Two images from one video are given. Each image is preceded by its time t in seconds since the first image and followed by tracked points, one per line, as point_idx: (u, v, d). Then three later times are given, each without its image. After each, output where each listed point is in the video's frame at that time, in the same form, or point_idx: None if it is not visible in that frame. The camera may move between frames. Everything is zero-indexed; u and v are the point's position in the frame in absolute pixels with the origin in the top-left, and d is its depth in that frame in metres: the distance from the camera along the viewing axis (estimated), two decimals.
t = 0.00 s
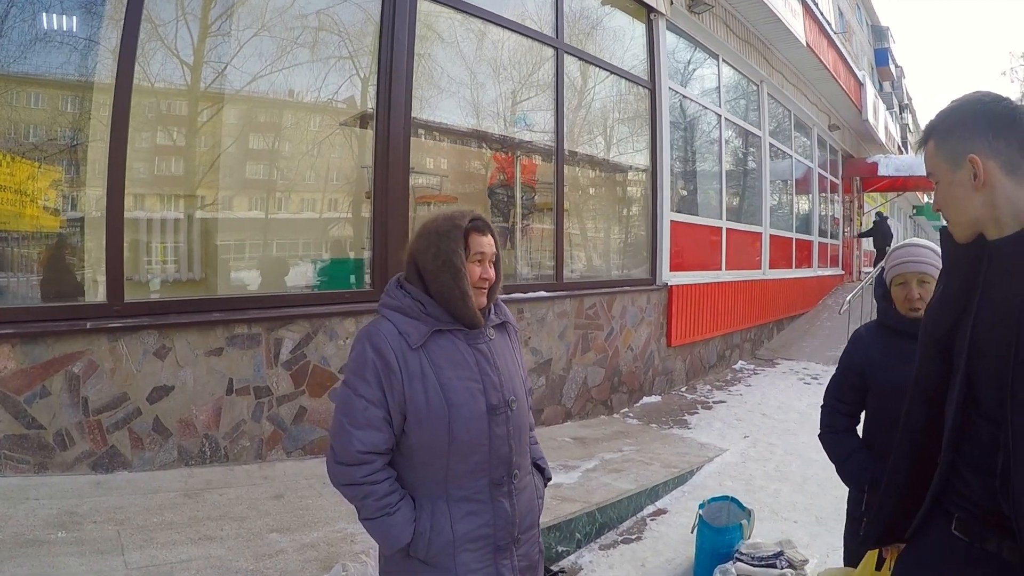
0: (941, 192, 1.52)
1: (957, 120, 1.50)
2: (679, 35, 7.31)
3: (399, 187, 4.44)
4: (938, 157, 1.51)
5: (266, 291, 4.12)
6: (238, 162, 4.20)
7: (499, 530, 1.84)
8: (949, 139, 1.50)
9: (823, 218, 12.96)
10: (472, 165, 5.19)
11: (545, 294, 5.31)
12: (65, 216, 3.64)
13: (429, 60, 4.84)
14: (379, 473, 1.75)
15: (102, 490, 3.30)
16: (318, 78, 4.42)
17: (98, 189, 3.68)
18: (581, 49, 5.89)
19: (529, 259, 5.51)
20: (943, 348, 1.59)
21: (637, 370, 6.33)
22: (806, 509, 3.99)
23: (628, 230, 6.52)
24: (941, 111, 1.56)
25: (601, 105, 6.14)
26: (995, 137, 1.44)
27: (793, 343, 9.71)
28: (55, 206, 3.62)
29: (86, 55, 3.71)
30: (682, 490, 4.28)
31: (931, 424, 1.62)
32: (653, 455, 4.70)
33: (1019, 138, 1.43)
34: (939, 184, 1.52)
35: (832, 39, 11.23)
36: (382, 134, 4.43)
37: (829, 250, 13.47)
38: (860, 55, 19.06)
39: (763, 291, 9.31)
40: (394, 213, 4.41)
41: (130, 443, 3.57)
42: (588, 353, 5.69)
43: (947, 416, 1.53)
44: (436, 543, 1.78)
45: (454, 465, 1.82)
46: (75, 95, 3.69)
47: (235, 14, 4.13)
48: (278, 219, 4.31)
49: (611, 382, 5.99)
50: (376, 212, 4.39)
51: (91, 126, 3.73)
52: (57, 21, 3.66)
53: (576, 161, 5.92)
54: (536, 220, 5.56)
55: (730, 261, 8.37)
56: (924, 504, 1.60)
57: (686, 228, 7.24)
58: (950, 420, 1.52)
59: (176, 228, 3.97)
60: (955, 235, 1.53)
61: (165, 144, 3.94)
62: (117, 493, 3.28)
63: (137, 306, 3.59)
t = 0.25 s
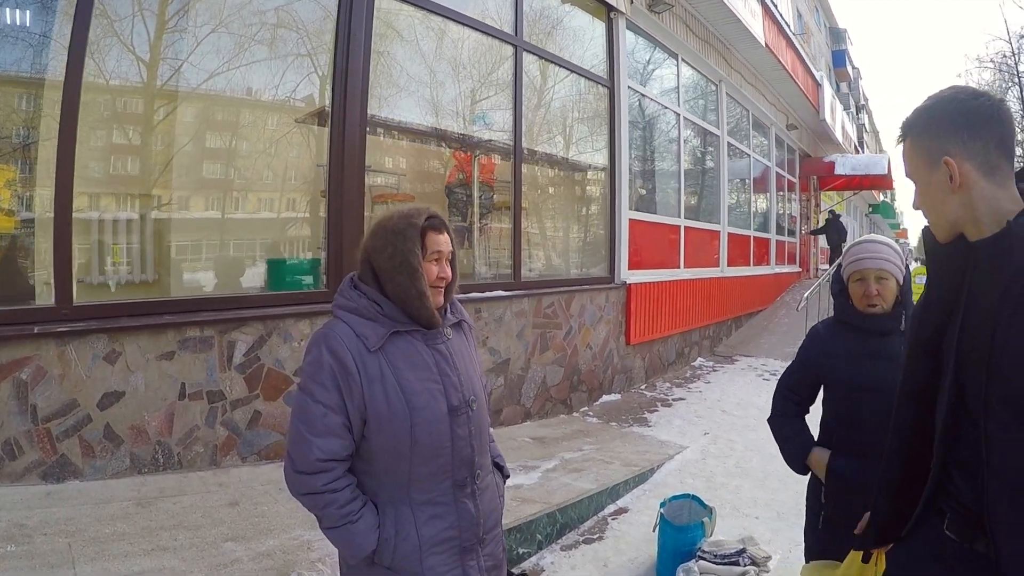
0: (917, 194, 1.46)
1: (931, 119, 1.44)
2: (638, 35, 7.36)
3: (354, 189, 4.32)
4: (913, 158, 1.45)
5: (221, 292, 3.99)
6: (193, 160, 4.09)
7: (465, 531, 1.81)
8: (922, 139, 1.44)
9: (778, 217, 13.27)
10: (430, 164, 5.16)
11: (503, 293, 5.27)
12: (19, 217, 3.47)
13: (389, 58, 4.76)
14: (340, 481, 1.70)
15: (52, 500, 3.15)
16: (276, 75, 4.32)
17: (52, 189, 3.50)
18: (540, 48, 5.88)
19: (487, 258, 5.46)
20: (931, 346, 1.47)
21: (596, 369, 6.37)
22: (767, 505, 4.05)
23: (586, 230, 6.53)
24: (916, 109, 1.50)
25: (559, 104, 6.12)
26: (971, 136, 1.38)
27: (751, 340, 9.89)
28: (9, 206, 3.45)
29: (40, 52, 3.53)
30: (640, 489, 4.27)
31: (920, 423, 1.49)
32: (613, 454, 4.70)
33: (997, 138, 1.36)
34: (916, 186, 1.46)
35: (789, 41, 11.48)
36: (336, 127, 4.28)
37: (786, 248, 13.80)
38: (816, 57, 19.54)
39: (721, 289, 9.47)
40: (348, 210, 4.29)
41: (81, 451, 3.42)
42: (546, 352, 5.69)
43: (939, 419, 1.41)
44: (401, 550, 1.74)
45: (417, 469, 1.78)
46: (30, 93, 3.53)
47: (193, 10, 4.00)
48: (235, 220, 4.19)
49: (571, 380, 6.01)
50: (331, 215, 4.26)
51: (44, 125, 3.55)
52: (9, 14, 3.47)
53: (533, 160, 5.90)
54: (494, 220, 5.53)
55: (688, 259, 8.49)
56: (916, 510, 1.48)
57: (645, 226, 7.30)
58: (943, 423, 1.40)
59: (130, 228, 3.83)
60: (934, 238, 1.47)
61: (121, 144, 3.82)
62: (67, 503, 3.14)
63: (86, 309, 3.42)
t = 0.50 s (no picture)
0: (895, 194, 1.41)
1: (908, 117, 1.38)
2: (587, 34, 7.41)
3: (297, 191, 4.24)
4: (890, 158, 1.40)
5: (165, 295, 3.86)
6: (137, 158, 3.91)
7: (409, 536, 1.79)
8: (900, 138, 1.39)
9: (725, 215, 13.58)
10: (379, 163, 5.08)
11: (448, 292, 5.21)
12: None
13: (338, 55, 4.65)
14: (278, 487, 1.65)
15: None
16: (222, 71, 4.17)
17: None
18: (491, 47, 5.86)
19: (432, 257, 5.39)
20: (913, 356, 1.44)
21: (543, 368, 6.38)
22: (716, 500, 4.13)
23: (534, 228, 6.55)
24: (891, 104, 1.44)
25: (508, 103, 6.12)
26: (949, 134, 1.32)
27: (697, 337, 10.08)
28: None
29: None
30: (589, 488, 4.27)
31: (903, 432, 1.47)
32: (561, 452, 4.70)
33: (975, 135, 1.31)
34: (894, 187, 1.41)
35: (737, 43, 11.74)
36: (280, 124, 4.18)
37: (732, 246, 14.14)
38: (761, 58, 20.04)
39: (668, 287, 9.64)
40: (292, 208, 4.22)
41: (19, 461, 3.24)
42: (493, 351, 5.66)
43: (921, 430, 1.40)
44: (343, 556, 1.71)
45: (358, 473, 1.74)
46: None
47: (138, 3, 3.82)
48: (181, 219, 4.04)
49: (518, 379, 6.00)
50: (271, 215, 4.18)
51: None
52: None
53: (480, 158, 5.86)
54: (441, 219, 5.47)
55: (635, 257, 8.63)
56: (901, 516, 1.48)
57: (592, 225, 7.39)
58: (924, 435, 1.38)
59: (71, 229, 3.64)
60: (915, 237, 1.44)
61: (64, 141, 3.62)
62: (8, 516, 2.98)
63: (24, 313, 3.23)
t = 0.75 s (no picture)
0: (880, 186, 1.46)
1: (894, 110, 1.42)
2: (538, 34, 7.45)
3: (243, 189, 4.10)
4: (876, 150, 1.45)
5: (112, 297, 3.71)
6: (82, 155, 3.75)
7: (354, 543, 1.77)
8: (885, 131, 1.44)
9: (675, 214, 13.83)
10: (329, 162, 4.99)
11: (396, 292, 5.14)
12: None
13: (287, 52, 4.55)
14: (220, 493, 1.61)
15: None
16: (169, 67, 4.01)
17: None
18: (441, 45, 5.83)
19: (380, 256, 5.32)
20: (888, 352, 1.51)
21: (493, 367, 6.38)
22: (667, 496, 4.20)
23: (484, 228, 6.55)
24: (880, 98, 1.49)
25: (458, 102, 6.10)
26: (934, 129, 1.37)
27: (647, 334, 10.22)
28: None
29: None
30: (540, 487, 4.29)
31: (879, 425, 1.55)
32: (512, 452, 4.70)
33: (958, 130, 1.36)
34: (879, 178, 1.45)
35: (688, 45, 11.99)
36: (223, 120, 4.05)
37: (682, 245, 14.40)
38: (712, 60, 20.45)
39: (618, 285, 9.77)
40: (238, 205, 4.08)
41: None
42: (442, 351, 5.62)
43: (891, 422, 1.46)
44: (287, 564, 1.67)
45: (301, 478, 1.72)
46: None
47: None
48: (128, 219, 3.90)
49: (468, 379, 5.99)
50: (216, 215, 4.02)
51: None
52: None
53: (429, 156, 5.80)
54: (390, 219, 5.40)
55: (584, 256, 8.72)
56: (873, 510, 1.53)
57: (541, 223, 7.42)
58: (894, 427, 1.45)
59: (10, 228, 3.48)
60: (895, 228, 1.48)
61: (4, 137, 3.46)
62: None
63: None
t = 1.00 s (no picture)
0: (873, 180, 1.65)
1: (897, 113, 1.62)
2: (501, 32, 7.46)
3: (200, 187, 4.02)
4: (874, 148, 1.65)
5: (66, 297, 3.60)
6: (42, 152, 3.61)
7: (314, 546, 1.75)
8: (884, 132, 1.63)
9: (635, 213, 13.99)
10: (289, 161, 4.92)
11: (356, 292, 5.06)
12: None
13: (248, 48, 4.45)
14: (177, 498, 1.57)
15: None
16: (128, 62, 3.87)
17: None
18: (403, 41, 5.78)
19: (341, 256, 5.25)
20: (883, 351, 1.73)
21: (454, 366, 6.36)
22: (631, 493, 4.25)
23: (445, 227, 6.53)
24: (884, 105, 1.69)
25: (420, 100, 6.06)
26: (929, 133, 1.56)
27: (608, 332, 10.31)
28: None
29: None
30: (503, 486, 4.30)
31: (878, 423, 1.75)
32: (475, 451, 4.69)
33: (951, 138, 1.55)
34: (873, 174, 1.65)
35: (650, 46, 12.15)
36: (182, 120, 3.96)
37: (642, 244, 14.57)
38: (672, 61, 20.69)
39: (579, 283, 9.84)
40: (196, 205, 4.01)
41: None
42: (402, 351, 5.58)
43: (888, 416, 1.65)
44: (247, 570, 1.65)
45: (258, 482, 1.69)
46: None
47: None
48: (86, 218, 3.78)
49: (429, 379, 5.97)
50: (174, 214, 3.92)
51: None
52: None
53: (390, 155, 5.74)
54: (349, 218, 5.31)
55: (545, 254, 8.78)
56: (881, 505, 1.70)
57: (502, 222, 7.45)
58: (890, 421, 1.64)
59: None
60: (882, 222, 1.68)
61: None
62: None
63: None
